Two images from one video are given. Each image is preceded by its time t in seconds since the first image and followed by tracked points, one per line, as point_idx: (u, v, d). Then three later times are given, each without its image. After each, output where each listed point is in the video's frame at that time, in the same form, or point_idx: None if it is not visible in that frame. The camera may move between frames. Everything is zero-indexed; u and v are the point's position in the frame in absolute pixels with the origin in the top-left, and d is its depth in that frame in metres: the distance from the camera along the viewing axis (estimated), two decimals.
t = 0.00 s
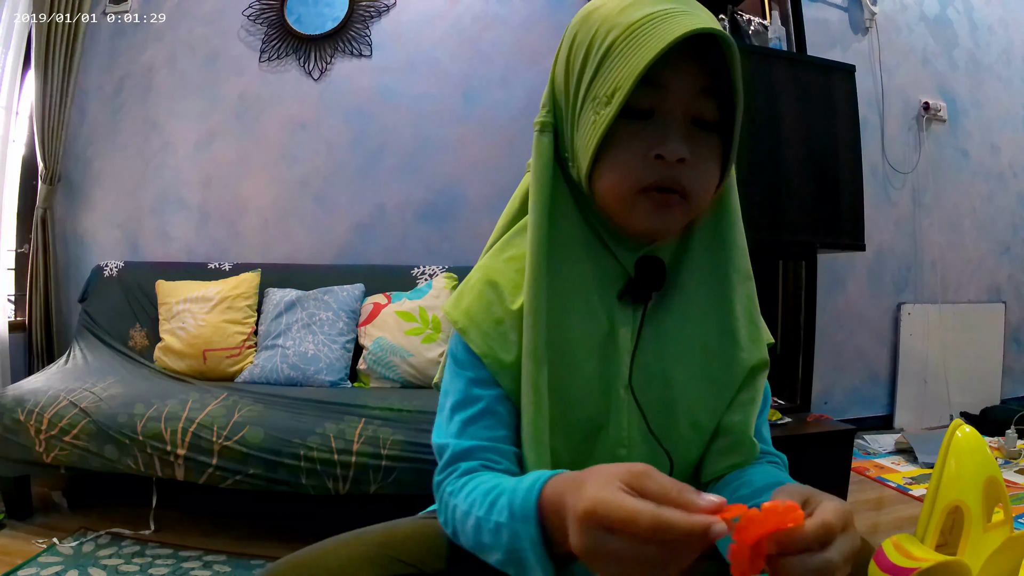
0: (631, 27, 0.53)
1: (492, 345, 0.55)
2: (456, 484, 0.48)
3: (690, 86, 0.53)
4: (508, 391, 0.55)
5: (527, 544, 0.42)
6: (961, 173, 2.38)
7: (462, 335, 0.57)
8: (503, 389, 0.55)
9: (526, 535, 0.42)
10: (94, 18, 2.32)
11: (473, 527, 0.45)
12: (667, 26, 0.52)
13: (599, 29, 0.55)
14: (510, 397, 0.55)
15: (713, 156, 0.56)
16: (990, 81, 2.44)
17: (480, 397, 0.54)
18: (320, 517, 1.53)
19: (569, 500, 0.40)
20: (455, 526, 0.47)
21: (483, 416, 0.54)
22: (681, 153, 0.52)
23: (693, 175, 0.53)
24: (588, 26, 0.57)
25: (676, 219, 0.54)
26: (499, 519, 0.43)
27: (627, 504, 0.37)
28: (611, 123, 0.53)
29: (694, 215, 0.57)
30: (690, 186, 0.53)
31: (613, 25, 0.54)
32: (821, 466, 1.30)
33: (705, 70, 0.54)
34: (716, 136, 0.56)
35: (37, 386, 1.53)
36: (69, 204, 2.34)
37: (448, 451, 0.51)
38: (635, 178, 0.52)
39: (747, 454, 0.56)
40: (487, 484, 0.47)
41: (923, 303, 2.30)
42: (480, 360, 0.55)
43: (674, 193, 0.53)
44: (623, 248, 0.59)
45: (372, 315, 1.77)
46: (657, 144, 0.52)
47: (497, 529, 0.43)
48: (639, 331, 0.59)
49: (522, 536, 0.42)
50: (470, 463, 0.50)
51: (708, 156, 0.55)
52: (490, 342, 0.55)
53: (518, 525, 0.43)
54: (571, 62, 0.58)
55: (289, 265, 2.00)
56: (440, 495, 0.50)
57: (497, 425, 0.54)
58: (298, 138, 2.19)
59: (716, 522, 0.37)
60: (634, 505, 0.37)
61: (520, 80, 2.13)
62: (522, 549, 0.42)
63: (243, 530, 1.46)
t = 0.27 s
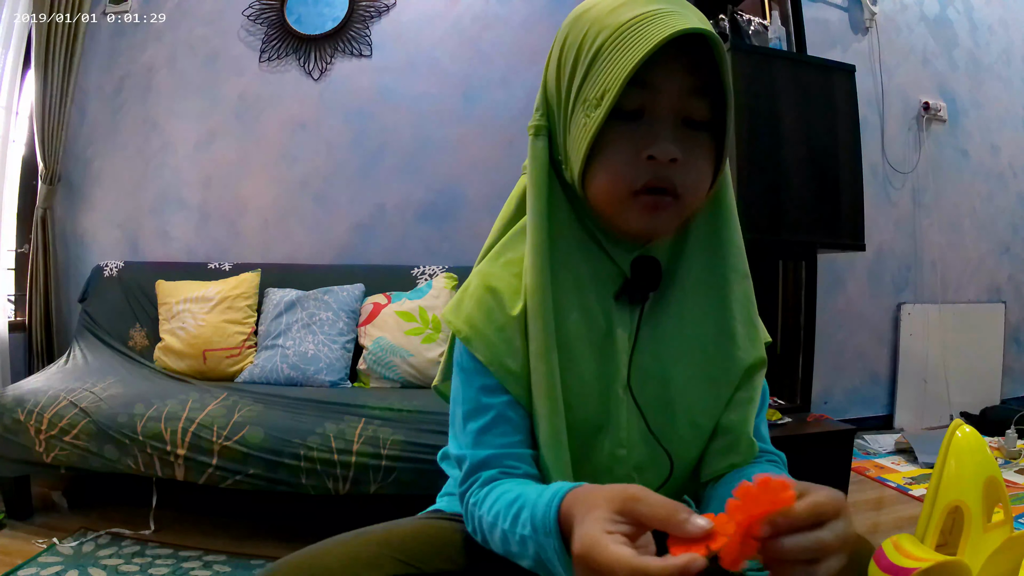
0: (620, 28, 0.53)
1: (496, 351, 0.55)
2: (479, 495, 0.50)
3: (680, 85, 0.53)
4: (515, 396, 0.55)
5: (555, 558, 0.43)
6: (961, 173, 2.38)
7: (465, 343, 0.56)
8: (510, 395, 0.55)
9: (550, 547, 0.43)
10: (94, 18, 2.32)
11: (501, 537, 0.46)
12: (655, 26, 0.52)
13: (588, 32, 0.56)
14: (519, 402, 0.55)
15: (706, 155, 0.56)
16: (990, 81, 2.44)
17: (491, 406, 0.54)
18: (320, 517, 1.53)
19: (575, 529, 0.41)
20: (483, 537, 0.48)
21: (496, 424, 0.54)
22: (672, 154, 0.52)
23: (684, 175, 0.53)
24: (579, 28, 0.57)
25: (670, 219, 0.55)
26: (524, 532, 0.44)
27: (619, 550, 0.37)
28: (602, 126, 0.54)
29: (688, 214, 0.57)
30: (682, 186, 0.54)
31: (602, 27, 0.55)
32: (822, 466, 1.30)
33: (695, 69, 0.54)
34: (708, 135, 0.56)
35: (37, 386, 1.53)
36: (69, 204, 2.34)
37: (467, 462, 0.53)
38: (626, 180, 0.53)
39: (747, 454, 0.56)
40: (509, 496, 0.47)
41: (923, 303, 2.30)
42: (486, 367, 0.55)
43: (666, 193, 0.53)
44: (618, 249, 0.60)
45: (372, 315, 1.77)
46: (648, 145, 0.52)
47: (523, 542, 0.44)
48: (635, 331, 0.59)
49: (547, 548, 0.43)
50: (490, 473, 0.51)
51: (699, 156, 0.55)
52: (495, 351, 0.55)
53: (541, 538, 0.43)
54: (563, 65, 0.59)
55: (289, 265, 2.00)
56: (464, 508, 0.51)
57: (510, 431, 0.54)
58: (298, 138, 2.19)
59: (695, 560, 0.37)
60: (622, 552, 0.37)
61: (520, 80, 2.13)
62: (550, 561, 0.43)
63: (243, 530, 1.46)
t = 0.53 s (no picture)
0: (613, 33, 0.53)
1: (494, 348, 0.55)
2: (478, 488, 0.50)
3: (674, 89, 0.53)
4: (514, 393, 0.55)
5: (559, 544, 0.44)
6: (961, 173, 2.38)
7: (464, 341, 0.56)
8: (509, 393, 0.55)
9: (556, 532, 0.44)
10: (94, 18, 2.32)
11: (502, 527, 0.47)
12: (648, 30, 0.52)
13: (583, 35, 0.56)
14: (517, 398, 0.55)
15: (700, 158, 0.56)
16: (990, 81, 2.44)
17: (489, 401, 0.55)
18: (320, 517, 1.53)
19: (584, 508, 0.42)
20: (481, 528, 0.49)
21: (495, 419, 0.54)
22: (665, 159, 0.52)
23: (677, 180, 0.53)
24: (574, 31, 0.57)
25: (663, 223, 0.55)
26: (529, 519, 0.45)
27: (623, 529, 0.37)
28: (595, 131, 0.54)
29: (683, 216, 0.57)
30: (675, 191, 0.54)
31: (596, 30, 0.55)
32: (822, 467, 1.30)
33: (690, 73, 0.54)
34: (703, 138, 0.56)
35: (37, 386, 1.53)
36: (69, 204, 2.34)
37: (465, 457, 0.53)
38: (619, 185, 0.53)
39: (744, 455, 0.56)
40: (513, 486, 0.48)
41: (923, 303, 2.30)
42: (484, 365, 0.55)
43: (659, 198, 0.54)
44: (614, 250, 0.60)
45: (372, 315, 1.77)
46: (641, 150, 0.53)
47: (527, 529, 0.45)
48: (632, 332, 0.59)
49: (553, 533, 0.44)
50: (489, 468, 0.51)
51: (693, 160, 0.55)
52: (492, 347, 0.55)
53: (546, 523, 0.44)
54: (558, 67, 0.59)
55: (289, 265, 2.00)
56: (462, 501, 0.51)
57: (509, 426, 0.55)
58: (298, 138, 2.19)
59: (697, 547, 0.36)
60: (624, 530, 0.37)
61: (520, 80, 2.13)
62: (553, 546, 0.44)
63: (242, 530, 1.46)
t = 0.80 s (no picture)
0: (612, 36, 0.54)
1: (496, 349, 0.55)
2: (484, 488, 0.51)
3: (672, 93, 0.53)
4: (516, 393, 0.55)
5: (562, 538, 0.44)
6: (961, 173, 2.38)
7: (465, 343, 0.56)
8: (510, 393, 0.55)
9: (557, 524, 0.44)
10: (94, 18, 2.32)
11: (508, 524, 0.47)
12: (647, 34, 0.52)
13: (582, 38, 0.56)
14: (520, 398, 0.56)
15: (698, 161, 0.56)
16: (990, 81, 2.44)
17: (492, 403, 0.55)
18: (320, 517, 1.53)
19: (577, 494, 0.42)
20: (490, 525, 0.49)
21: (499, 420, 0.54)
22: (664, 163, 0.52)
23: (676, 184, 0.54)
24: (573, 34, 0.57)
25: (662, 226, 0.55)
26: (532, 513, 0.45)
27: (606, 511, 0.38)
28: (593, 135, 0.54)
29: (682, 219, 0.57)
30: (673, 194, 0.54)
31: (596, 34, 0.55)
32: (822, 467, 1.30)
33: (688, 76, 0.54)
34: (701, 142, 0.56)
35: (37, 386, 1.53)
36: (69, 204, 2.34)
37: (471, 459, 0.53)
38: (617, 188, 0.54)
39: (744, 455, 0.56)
40: (515, 483, 0.48)
41: (923, 303, 2.30)
42: (487, 366, 0.55)
43: (657, 202, 0.54)
44: (614, 251, 0.60)
45: (372, 315, 1.77)
46: (639, 154, 0.53)
47: (532, 523, 0.45)
48: (632, 334, 0.59)
49: (555, 525, 0.44)
50: (496, 468, 0.52)
51: (692, 163, 0.55)
52: (494, 348, 0.55)
53: (548, 515, 0.44)
54: (558, 70, 0.59)
55: (289, 265, 2.00)
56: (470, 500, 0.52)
57: (513, 426, 0.55)
58: (298, 138, 2.19)
59: (673, 522, 0.35)
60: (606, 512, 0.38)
61: (520, 80, 2.13)
62: (557, 539, 0.44)
63: (242, 530, 1.46)
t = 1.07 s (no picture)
0: (612, 39, 0.54)
1: (492, 348, 0.56)
2: (474, 483, 0.51)
3: (672, 97, 0.53)
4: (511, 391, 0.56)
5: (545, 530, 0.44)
6: (961, 173, 2.38)
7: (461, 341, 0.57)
8: (507, 391, 0.56)
9: (540, 513, 0.44)
10: (94, 18, 2.32)
11: (495, 516, 0.47)
12: (647, 38, 0.52)
13: (582, 41, 0.56)
14: (513, 396, 0.56)
15: (698, 164, 0.56)
16: (990, 81, 2.44)
17: (487, 400, 0.55)
18: (320, 517, 1.53)
19: (559, 479, 0.43)
20: (476, 519, 0.49)
21: (493, 418, 0.55)
22: (663, 166, 0.52)
23: (675, 187, 0.54)
24: (573, 36, 0.58)
25: (661, 228, 0.55)
26: (517, 504, 0.45)
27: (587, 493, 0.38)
28: (592, 137, 0.54)
29: (681, 222, 0.57)
30: (673, 198, 0.54)
31: (596, 36, 0.55)
32: (822, 467, 1.29)
33: (688, 80, 0.54)
34: (700, 145, 0.57)
35: (37, 386, 1.53)
36: (69, 204, 2.34)
37: (464, 455, 0.53)
38: (616, 191, 0.54)
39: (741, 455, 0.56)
40: (503, 475, 0.48)
41: (923, 304, 2.30)
42: (482, 365, 0.56)
43: (656, 205, 0.54)
44: (613, 253, 0.60)
45: (372, 315, 1.77)
46: (639, 157, 0.53)
47: (517, 515, 0.45)
48: (631, 336, 0.59)
49: (538, 515, 0.44)
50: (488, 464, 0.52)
51: (691, 166, 0.55)
52: (491, 348, 0.55)
53: (532, 505, 0.44)
54: (558, 72, 0.59)
55: (289, 265, 2.00)
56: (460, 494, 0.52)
57: (507, 425, 0.55)
58: (298, 138, 2.19)
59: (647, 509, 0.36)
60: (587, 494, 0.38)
61: (520, 80, 2.13)
62: (540, 532, 0.44)
63: (242, 530, 1.46)
